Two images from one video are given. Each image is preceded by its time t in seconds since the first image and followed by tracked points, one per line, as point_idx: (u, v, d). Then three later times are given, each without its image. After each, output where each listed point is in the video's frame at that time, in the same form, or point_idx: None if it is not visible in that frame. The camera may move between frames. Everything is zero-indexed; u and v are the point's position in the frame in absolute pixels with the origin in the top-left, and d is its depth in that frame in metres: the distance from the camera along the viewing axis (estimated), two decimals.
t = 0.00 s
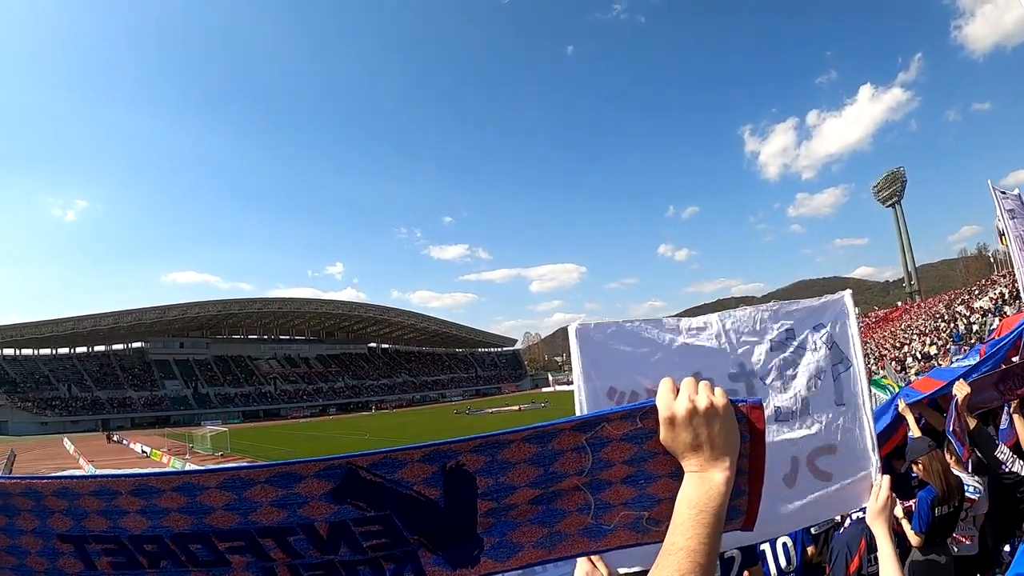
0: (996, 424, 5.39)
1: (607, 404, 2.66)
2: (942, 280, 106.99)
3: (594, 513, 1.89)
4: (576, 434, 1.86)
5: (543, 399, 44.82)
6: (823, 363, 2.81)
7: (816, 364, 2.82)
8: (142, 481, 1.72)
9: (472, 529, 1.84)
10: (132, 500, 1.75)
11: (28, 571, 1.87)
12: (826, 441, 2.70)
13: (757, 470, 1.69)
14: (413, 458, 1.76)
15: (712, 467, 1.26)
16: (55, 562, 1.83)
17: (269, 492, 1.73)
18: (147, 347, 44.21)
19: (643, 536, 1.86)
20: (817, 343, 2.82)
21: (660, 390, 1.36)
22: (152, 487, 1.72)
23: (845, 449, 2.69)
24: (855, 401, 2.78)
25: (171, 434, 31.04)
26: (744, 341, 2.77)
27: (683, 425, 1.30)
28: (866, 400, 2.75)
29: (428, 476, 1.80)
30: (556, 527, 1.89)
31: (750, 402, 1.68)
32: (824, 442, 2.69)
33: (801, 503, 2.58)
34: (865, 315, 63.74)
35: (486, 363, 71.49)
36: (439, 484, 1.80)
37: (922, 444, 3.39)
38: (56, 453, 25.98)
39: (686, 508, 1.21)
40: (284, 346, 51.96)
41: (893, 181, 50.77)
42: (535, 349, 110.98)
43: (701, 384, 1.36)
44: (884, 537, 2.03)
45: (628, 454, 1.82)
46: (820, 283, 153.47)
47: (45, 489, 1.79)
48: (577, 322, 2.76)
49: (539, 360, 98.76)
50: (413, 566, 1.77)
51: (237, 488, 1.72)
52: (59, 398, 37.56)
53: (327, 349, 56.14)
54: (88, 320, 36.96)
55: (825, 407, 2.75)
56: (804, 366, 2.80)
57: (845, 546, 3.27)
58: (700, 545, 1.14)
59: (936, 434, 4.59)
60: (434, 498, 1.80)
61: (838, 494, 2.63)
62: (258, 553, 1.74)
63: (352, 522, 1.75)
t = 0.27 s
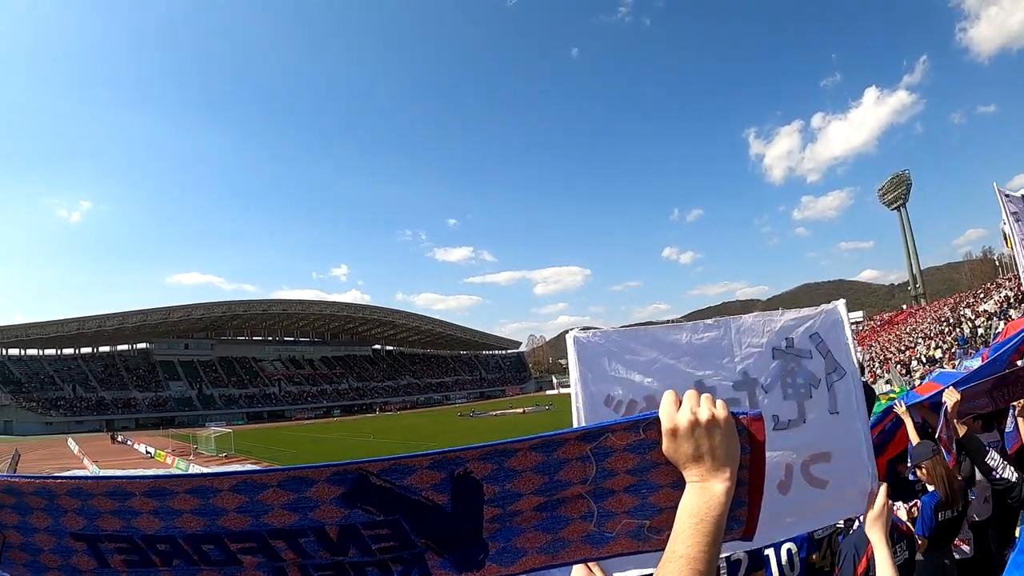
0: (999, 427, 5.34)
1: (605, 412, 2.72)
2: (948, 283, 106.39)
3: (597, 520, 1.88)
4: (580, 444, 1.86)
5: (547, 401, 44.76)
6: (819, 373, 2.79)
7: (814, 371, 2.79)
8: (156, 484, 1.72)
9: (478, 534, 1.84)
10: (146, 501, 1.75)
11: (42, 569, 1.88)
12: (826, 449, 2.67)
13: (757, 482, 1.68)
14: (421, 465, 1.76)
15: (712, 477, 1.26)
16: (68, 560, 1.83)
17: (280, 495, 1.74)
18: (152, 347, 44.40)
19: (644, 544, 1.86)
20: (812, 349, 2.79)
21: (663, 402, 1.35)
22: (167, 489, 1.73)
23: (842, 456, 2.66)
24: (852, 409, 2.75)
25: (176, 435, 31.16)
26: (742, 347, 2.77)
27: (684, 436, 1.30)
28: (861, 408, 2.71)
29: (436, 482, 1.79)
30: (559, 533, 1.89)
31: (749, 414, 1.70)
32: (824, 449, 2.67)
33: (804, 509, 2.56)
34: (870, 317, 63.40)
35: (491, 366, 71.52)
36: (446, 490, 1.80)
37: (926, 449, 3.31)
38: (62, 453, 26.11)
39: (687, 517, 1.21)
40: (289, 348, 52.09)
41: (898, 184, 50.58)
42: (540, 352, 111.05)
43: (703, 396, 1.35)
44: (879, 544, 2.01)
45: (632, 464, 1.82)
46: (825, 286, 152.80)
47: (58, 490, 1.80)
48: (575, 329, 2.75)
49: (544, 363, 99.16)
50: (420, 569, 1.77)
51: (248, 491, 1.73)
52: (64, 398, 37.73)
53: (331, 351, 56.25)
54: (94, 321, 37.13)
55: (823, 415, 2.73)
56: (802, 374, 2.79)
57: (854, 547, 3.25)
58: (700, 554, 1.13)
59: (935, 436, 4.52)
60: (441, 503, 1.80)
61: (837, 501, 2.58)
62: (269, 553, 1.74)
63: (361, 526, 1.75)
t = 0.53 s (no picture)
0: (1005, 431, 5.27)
1: (611, 414, 2.65)
2: (953, 287, 105.85)
3: (602, 529, 1.88)
4: (586, 452, 1.85)
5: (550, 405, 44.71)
6: (825, 375, 2.78)
7: (819, 374, 2.79)
8: (166, 486, 1.73)
9: (483, 541, 1.83)
10: (155, 503, 1.75)
11: (51, 569, 1.88)
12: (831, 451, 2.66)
13: (759, 493, 1.69)
14: (428, 471, 1.76)
15: (716, 486, 1.25)
16: (77, 560, 1.84)
17: (289, 500, 1.73)
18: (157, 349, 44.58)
19: (647, 552, 1.85)
20: (818, 352, 2.79)
21: (668, 412, 1.36)
22: (177, 491, 1.74)
23: (847, 460, 2.65)
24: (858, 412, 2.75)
25: (180, 437, 31.26)
26: (750, 348, 2.76)
27: (689, 445, 1.30)
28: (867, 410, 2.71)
29: (443, 488, 1.80)
30: (564, 540, 1.88)
31: (753, 425, 1.69)
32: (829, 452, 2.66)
33: (810, 514, 2.54)
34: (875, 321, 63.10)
35: (494, 369, 71.51)
36: (452, 496, 1.80)
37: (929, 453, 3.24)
38: (67, 454, 26.24)
39: (691, 526, 1.21)
40: (293, 350, 52.21)
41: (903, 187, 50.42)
42: (544, 355, 110.98)
43: (708, 407, 1.36)
44: (884, 547, 2.00)
45: (636, 473, 1.82)
46: (830, 290, 152.21)
47: (69, 490, 1.81)
48: (579, 329, 2.69)
49: (547, 366, 99.11)
50: None
51: (258, 494, 1.73)
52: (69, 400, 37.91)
53: (335, 354, 56.35)
54: (99, 323, 37.32)
55: (828, 418, 2.73)
56: (807, 377, 2.78)
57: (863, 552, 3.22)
58: (704, 563, 1.13)
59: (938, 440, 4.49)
60: (447, 509, 1.79)
61: (842, 504, 2.57)
62: (276, 557, 1.74)
63: (368, 531, 1.75)
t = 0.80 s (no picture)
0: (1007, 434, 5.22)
1: (619, 412, 2.67)
2: (957, 289, 105.48)
3: (611, 528, 1.87)
4: (595, 450, 1.85)
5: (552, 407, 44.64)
6: (832, 375, 2.76)
7: (826, 374, 2.77)
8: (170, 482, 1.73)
9: (491, 538, 1.82)
10: (160, 500, 1.76)
11: (53, 568, 1.88)
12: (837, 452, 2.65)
13: (770, 493, 1.68)
14: (436, 470, 1.76)
15: (725, 486, 1.24)
16: (80, 558, 1.84)
17: (295, 497, 1.74)
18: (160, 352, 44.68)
19: (657, 551, 1.84)
20: (828, 351, 2.77)
21: (677, 409, 1.35)
22: (183, 488, 1.74)
23: (854, 460, 2.63)
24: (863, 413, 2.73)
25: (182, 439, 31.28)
26: (758, 347, 2.75)
27: (699, 443, 1.29)
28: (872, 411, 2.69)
29: (451, 487, 1.80)
30: (573, 539, 1.88)
31: (763, 422, 1.69)
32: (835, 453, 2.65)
33: (814, 512, 2.55)
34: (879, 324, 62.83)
35: (497, 371, 71.49)
36: (460, 494, 1.80)
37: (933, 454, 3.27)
38: (70, 456, 26.29)
39: (701, 525, 1.20)
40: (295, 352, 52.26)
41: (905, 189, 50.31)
42: (546, 358, 110.88)
43: (718, 405, 1.35)
44: (890, 549, 1.98)
45: (645, 471, 1.82)
46: (833, 292, 151.75)
47: (73, 487, 1.81)
48: (590, 327, 2.72)
49: (550, 369, 99.01)
50: None
51: (263, 492, 1.73)
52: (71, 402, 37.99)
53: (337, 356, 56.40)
54: (101, 325, 37.42)
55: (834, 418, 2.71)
56: (815, 377, 2.76)
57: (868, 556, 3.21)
58: (713, 562, 1.13)
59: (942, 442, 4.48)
60: (456, 507, 1.79)
61: (846, 504, 2.56)
62: (281, 555, 1.74)
63: (375, 530, 1.75)
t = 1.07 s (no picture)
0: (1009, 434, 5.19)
1: (622, 415, 2.65)
2: (958, 292, 105.48)
3: (620, 527, 1.87)
4: (604, 449, 1.85)
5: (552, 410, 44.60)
6: (829, 376, 2.76)
7: (822, 375, 2.77)
8: (165, 480, 1.73)
9: (497, 537, 1.82)
10: (155, 500, 1.76)
11: (48, 567, 1.88)
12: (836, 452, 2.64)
13: (785, 489, 1.69)
14: (440, 467, 1.76)
15: (740, 483, 1.24)
16: (74, 558, 1.84)
17: (294, 497, 1.73)
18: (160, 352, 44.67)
19: (669, 552, 1.84)
20: (821, 353, 2.77)
21: (688, 405, 1.35)
22: (178, 487, 1.74)
23: (853, 461, 2.63)
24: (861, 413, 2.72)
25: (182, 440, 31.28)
26: (754, 349, 2.75)
27: (711, 440, 1.29)
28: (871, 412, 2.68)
29: (455, 485, 1.79)
30: (582, 540, 1.88)
31: (777, 418, 1.69)
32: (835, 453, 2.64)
33: (815, 513, 2.53)
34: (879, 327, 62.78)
35: (496, 373, 71.50)
36: (464, 494, 1.79)
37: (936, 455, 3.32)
38: (70, 456, 26.28)
39: (714, 523, 1.20)
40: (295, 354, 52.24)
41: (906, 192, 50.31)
42: (546, 361, 110.84)
43: (731, 399, 1.34)
44: (891, 552, 1.97)
45: (656, 470, 1.82)
46: (833, 294, 151.75)
47: (65, 486, 1.81)
48: (593, 329, 2.73)
49: (550, 371, 99.02)
50: None
51: (260, 491, 1.73)
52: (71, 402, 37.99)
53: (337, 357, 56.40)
54: (102, 325, 37.42)
55: (833, 419, 2.70)
56: (812, 378, 2.76)
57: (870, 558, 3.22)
58: (728, 560, 1.13)
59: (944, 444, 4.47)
60: (460, 507, 1.79)
61: (846, 506, 2.56)
62: (280, 556, 1.73)
63: (376, 530, 1.74)
